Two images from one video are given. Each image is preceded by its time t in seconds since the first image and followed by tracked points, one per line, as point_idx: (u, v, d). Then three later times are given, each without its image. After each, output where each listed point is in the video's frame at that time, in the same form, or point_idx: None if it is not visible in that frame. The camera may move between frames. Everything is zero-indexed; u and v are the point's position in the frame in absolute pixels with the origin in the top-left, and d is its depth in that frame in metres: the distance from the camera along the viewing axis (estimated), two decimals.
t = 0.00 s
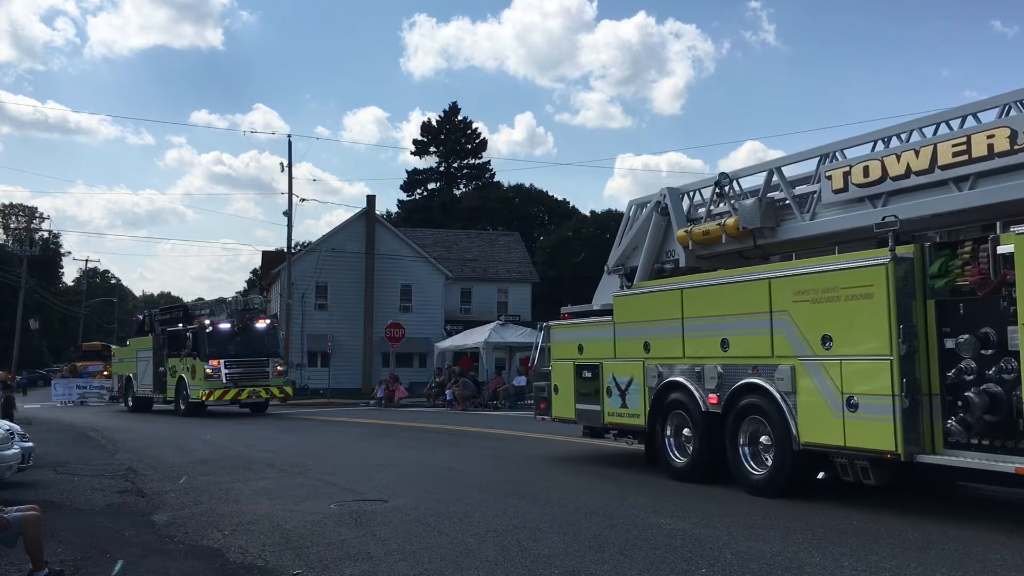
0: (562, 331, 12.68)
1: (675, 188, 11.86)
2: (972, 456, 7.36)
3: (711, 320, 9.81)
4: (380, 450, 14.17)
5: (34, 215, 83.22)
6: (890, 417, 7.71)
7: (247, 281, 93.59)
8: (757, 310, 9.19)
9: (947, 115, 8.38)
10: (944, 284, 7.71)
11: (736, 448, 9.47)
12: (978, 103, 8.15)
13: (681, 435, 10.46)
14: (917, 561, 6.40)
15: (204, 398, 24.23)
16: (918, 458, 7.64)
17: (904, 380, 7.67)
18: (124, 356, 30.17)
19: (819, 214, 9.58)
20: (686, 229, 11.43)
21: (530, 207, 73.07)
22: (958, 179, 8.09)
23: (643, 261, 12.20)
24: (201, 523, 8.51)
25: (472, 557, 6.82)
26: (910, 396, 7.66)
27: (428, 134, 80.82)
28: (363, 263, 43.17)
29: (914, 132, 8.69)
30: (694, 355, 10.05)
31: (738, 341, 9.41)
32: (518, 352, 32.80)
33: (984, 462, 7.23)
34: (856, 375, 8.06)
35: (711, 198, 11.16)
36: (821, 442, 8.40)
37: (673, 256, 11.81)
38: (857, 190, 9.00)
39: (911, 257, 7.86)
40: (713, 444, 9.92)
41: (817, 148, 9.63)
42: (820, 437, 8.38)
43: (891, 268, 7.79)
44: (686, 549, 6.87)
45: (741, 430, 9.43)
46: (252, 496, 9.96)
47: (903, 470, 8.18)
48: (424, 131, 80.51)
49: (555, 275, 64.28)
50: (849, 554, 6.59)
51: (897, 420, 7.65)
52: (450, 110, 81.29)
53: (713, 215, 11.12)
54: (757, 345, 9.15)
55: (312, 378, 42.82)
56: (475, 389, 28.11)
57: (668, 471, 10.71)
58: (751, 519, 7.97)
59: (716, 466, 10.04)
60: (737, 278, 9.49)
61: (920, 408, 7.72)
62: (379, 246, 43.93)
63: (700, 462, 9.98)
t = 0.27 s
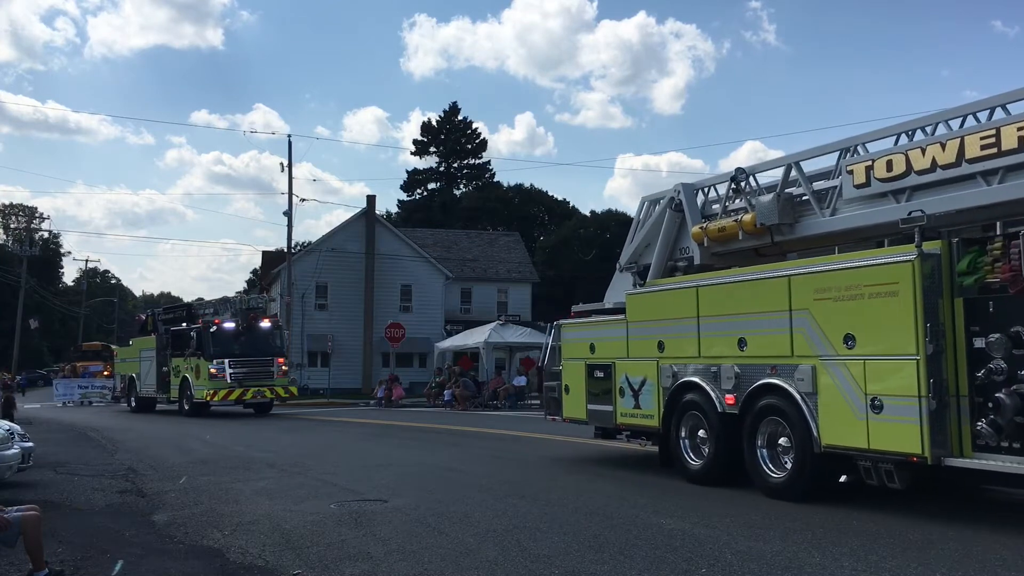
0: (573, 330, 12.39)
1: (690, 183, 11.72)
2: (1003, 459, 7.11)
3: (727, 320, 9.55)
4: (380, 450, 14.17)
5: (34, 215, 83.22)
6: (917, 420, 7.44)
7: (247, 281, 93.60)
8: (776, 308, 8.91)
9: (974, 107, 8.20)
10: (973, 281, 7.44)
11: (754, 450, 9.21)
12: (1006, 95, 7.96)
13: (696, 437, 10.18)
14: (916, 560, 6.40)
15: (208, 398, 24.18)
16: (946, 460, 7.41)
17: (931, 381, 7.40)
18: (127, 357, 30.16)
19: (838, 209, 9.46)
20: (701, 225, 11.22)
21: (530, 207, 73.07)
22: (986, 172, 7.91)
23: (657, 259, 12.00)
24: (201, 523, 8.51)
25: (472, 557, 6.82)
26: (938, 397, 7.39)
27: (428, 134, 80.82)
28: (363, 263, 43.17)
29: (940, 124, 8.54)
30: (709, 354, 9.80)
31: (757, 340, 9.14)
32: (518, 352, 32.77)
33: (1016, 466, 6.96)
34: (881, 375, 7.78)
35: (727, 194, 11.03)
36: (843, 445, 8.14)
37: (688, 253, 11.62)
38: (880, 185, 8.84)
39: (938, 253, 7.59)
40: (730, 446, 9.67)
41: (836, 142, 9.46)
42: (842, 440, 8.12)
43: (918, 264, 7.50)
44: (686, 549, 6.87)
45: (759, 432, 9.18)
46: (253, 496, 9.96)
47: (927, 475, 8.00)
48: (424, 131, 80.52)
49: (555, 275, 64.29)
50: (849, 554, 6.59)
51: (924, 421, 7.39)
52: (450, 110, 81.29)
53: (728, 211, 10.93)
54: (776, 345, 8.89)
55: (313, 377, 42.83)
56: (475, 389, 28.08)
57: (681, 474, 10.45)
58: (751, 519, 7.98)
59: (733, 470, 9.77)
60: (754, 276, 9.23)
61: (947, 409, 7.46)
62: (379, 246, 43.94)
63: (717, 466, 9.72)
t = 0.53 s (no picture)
0: (583, 330, 12.21)
1: (703, 180, 11.47)
2: None
3: (744, 318, 9.32)
4: (380, 450, 14.16)
5: (34, 215, 83.25)
6: (943, 421, 7.19)
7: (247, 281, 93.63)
8: (795, 306, 8.69)
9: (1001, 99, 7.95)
10: (1000, 278, 7.18)
11: (771, 452, 8.98)
12: None
13: (710, 439, 9.99)
14: (916, 560, 6.41)
15: (212, 398, 24.13)
16: (973, 464, 7.14)
17: (957, 382, 7.15)
18: (130, 357, 30.13)
19: (858, 205, 9.17)
20: (715, 222, 11.00)
21: (530, 207, 73.07)
22: (1012, 166, 7.64)
23: (669, 258, 11.81)
24: (201, 522, 8.51)
25: (472, 557, 6.82)
26: (964, 398, 7.14)
27: (428, 134, 80.82)
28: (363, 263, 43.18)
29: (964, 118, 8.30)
30: (725, 354, 9.58)
31: (774, 339, 8.92)
32: (518, 352, 32.74)
33: None
34: (904, 375, 7.54)
35: (742, 190, 10.70)
36: (865, 448, 7.89)
37: (701, 252, 11.42)
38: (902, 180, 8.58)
39: (963, 249, 7.35)
40: (745, 448, 9.47)
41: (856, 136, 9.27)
42: (864, 442, 7.87)
43: (943, 261, 7.26)
44: (686, 549, 6.87)
45: (776, 434, 8.95)
46: (252, 496, 9.96)
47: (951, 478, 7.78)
48: (424, 131, 80.54)
49: (555, 275, 64.30)
50: (849, 554, 6.59)
51: (950, 423, 7.14)
52: (450, 110, 81.28)
53: (742, 208, 10.68)
54: (794, 344, 8.67)
55: (313, 377, 42.87)
56: (475, 389, 28.06)
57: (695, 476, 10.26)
58: (751, 519, 7.98)
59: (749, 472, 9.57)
60: (772, 273, 9.00)
61: (974, 411, 7.20)
62: (378, 246, 43.93)
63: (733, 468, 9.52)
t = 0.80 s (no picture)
0: (594, 329, 12.02)
1: (718, 175, 11.41)
2: None
3: (761, 317, 9.10)
4: (380, 450, 14.16)
5: (34, 215, 83.24)
6: (971, 423, 6.98)
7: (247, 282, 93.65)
8: (815, 305, 8.48)
9: None
10: None
11: (790, 455, 8.76)
12: None
13: (726, 441, 9.77)
14: (915, 561, 6.41)
15: (217, 398, 24.11)
16: (1002, 467, 6.93)
17: (986, 383, 6.95)
18: (133, 356, 30.12)
19: (879, 201, 9.05)
20: (730, 218, 10.92)
21: (530, 207, 73.07)
22: None
23: (682, 255, 11.80)
24: (201, 522, 8.51)
25: (472, 557, 6.82)
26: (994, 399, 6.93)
27: (428, 134, 80.81)
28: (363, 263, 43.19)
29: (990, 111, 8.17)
30: (741, 354, 9.38)
31: (793, 339, 8.71)
32: (518, 352, 32.73)
33: None
34: (931, 375, 7.33)
35: (758, 185, 10.68)
36: (889, 450, 7.68)
37: (715, 249, 11.43)
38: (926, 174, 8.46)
39: (992, 246, 7.14)
40: (762, 450, 9.25)
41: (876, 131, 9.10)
42: (888, 444, 7.66)
43: (972, 257, 7.06)
44: (686, 549, 6.87)
45: (795, 435, 8.72)
46: (252, 496, 9.96)
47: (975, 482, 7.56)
48: (424, 131, 80.54)
49: (555, 275, 64.30)
50: (849, 554, 6.60)
51: (979, 425, 6.94)
52: (450, 110, 81.28)
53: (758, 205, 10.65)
54: (813, 343, 8.47)
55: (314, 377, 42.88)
56: (475, 389, 28.05)
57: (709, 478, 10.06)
58: (751, 519, 7.97)
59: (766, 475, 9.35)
60: (790, 270, 8.80)
61: (1003, 413, 6.99)
62: (378, 246, 43.93)
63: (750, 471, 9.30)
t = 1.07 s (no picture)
0: (604, 328, 11.86)
1: (733, 171, 11.31)
2: None
3: (780, 315, 8.87)
4: (380, 450, 14.16)
5: (34, 215, 83.23)
6: (1002, 425, 6.75)
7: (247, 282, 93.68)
8: (835, 303, 8.25)
9: None
10: None
11: (810, 458, 8.52)
12: None
13: (742, 442, 9.57)
14: (914, 561, 6.41)
15: (222, 398, 24.09)
16: None
17: (1018, 383, 6.70)
18: (137, 356, 30.11)
19: (901, 196, 8.90)
20: (745, 215, 10.80)
21: (530, 207, 73.08)
22: None
23: (695, 254, 11.71)
24: (200, 522, 8.51)
25: (472, 557, 6.82)
26: None
27: (428, 134, 80.82)
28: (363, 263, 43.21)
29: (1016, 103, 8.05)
30: (758, 354, 9.15)
31: (812, 338, 8.48)
32: (518, 352, 32.75)
33: None
34: (959, 376, 7.08)
35: (775, 181, 10.57)
36: (913, 454, 7.42)
37: (728, 248, 11.31)
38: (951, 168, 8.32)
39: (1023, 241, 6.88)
40: (779, 451, 9.04)
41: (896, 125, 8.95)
42: (912, 447, 7.41)
43: (1002, 253, 6.82)
44: (686, 549, 6.87)
45: (815, 437, 8.47)
46: (252, 496, 9.96)
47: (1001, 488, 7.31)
48: (424, 131, 80.55)
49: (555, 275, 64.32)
50: (848, 554, 6.60)
51: (1009, 427, 6.70)
52: (450, 110, 81.28)
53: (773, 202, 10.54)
54: (834, 343, 8.23)
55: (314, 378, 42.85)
56: (475, 389, 28.05)
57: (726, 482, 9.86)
58: (750, 519, 7.97)
59: (784, 477, 9.13)
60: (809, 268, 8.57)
61: None
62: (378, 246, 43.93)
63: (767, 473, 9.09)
